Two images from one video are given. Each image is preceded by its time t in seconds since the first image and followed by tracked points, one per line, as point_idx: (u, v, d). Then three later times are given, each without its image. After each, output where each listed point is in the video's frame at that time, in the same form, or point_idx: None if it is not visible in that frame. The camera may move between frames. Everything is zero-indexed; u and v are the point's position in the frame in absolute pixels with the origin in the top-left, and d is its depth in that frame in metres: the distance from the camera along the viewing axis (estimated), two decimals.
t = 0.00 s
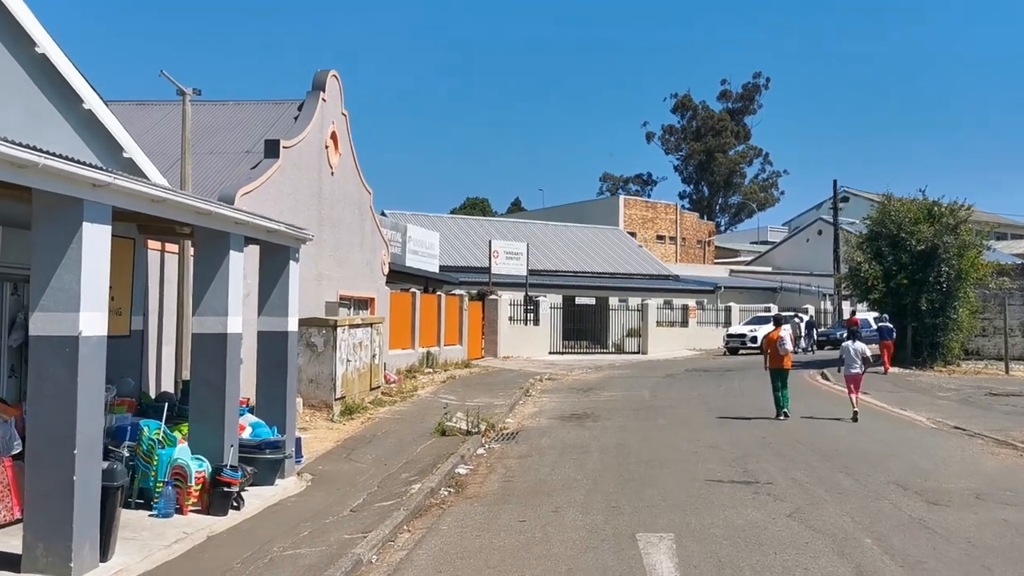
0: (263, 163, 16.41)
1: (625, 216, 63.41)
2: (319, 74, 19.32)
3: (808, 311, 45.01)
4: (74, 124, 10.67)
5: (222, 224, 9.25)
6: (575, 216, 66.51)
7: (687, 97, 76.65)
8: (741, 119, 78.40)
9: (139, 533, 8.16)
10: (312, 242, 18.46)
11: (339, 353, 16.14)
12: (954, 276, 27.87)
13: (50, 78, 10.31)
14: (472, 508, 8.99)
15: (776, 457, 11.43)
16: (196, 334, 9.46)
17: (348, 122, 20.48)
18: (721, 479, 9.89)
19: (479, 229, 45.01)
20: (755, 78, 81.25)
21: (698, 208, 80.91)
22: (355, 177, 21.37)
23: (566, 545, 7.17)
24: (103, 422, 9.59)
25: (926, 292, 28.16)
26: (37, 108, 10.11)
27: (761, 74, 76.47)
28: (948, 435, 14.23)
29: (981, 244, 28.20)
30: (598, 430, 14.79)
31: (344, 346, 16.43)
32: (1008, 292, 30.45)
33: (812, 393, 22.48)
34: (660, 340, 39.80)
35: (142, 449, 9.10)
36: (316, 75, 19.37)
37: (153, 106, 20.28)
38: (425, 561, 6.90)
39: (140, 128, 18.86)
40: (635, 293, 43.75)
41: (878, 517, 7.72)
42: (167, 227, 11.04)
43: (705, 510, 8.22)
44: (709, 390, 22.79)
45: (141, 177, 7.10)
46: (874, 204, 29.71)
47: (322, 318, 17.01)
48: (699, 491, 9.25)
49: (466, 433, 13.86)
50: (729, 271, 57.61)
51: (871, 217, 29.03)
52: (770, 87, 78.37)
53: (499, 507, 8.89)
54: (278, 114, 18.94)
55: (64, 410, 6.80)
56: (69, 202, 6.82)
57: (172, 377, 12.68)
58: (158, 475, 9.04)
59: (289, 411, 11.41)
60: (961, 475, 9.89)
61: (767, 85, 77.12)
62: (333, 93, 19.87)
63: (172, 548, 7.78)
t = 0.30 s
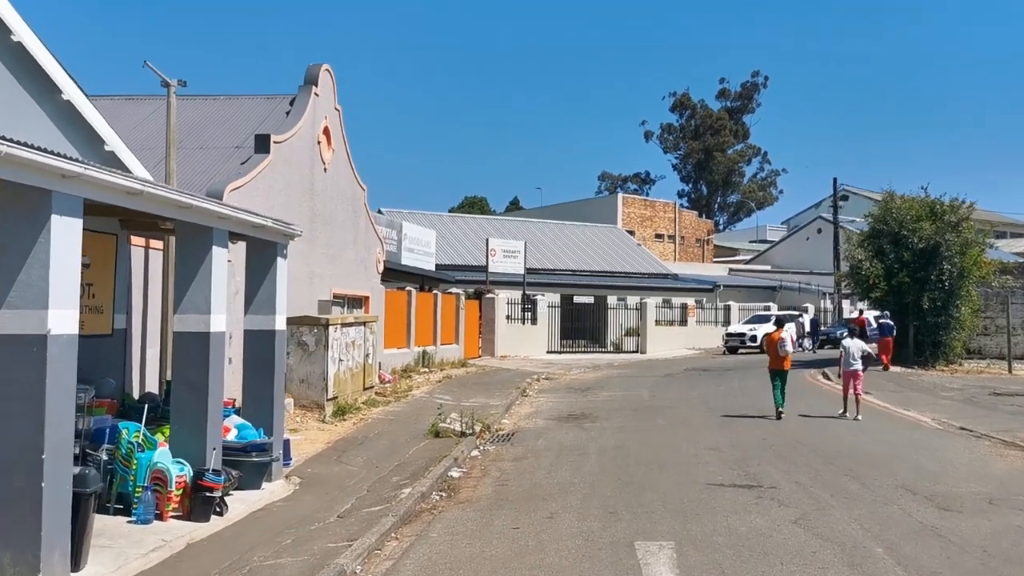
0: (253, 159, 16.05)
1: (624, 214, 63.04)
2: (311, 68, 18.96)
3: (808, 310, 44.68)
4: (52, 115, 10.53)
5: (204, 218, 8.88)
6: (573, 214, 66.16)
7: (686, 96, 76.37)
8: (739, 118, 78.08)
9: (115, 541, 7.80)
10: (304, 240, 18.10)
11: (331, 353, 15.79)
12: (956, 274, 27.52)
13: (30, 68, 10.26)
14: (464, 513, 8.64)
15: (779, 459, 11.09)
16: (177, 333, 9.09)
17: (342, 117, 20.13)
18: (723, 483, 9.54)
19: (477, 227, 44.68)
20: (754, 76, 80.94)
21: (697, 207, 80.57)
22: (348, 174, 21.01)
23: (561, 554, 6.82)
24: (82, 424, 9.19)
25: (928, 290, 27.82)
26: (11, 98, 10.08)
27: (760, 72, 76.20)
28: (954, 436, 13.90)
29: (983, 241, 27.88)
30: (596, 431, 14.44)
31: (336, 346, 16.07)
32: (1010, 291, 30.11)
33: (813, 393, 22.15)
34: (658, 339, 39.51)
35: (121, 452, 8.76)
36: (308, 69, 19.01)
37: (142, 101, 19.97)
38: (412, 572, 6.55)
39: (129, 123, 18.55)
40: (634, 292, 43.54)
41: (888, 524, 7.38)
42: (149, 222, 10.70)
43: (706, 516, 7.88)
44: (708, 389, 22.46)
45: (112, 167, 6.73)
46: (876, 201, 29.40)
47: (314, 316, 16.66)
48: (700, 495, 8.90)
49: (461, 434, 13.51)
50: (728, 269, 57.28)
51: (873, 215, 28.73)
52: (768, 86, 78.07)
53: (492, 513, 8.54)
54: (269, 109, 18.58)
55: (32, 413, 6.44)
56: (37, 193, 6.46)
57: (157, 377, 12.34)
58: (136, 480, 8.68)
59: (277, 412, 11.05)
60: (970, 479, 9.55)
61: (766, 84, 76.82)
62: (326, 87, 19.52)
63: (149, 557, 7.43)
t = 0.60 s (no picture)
0: (243, 158, 15.71)
1: (622, 215, 62.70)
2: (303, 66, 18.62)
3: (808, 312, 44.38)
4: (28, 111, 10.20)
5: (185, 217, 8.55)
6: (571, 216, 65.84)
7: (684, 97, 76.11)
8: (737, 120, 77.81)
9: (90, 556, 7.46)
10: (296, 241, 17.76)
11: (322, 356, 15.44)
12: (959, 275, 27.22)
13: (4, 60, 9.88)
14: (455, 525, 8.30)
15: (781, 466, 10.76)
16: (158, 337, 8.74)
17: (334, 116, 19.80)
18: (724, 492, 9.21)
19: (474, 228, 44.33)
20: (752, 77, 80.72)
21: (695, 208, 80.27)
22: (342, 174, 20.67)
23: (556, 570, 6.47)
24: (58, 433, 8.89)
25: (930, 291, 27.52)
26: None
27: (759, 73, 75.94)
28: (960, 441, 13.58)
29: (985, 242, 27.62)
30: (594, 436, 14.11)
31: (327, 349, 15.72)
32: (1013, 292, 29.80)
33: (814, 396, 21.82)
34: (657, 341, 39.24)
35: (99, 461, 8.40)
36: (300, 66, 18.66)
37: (131, 99, 19.61)
38: None
39: (117, 122, 18.20)
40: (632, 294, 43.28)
41: (899, 538, 7.05)
42: (132, 222, 10.37)
43: (707, 528, 7.54)
44: (708, 392, 22.11)
45: (81, 162, 6.42)
46: (877, 202, 29.11)
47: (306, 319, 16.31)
48: (701, 506, 8.57)
49: (454, 440, 13.17)
50: (727, 270, 56.94)
51: (875, 215, 28.43)
52: (766, 87, 77.87)
53: (484, 525, 8.20)
54: (260, 108, 18.24)
55: None
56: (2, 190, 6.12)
57: (140, 382, 11.99)
58: (114, 490, 8.30)
59: (263, 419, 10.68)
60: (981, 488, 9.22)
61: (763, 85, 76.59)
62: (318, 85, 19.18)
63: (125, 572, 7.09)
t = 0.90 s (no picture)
0: (234, 154, 15.34)
1: (621, 215, 62.35)
2: (297, 60, 18.25)
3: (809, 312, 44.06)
4: (7, 103, 9.85)
5: (168, 212, 8.20)
6: (570, 216, 65.48)
7: (683, 97, 75.80)
8: (737, 120, 77.49)
9: (65, 566, 7.09)
10: (289, 239, 17.41)
11: (314, 356, 15.07)
12: (963, 274, 26.90)
13: None
14: (449, 532, 7.95)
15: (788, 470, 10.40)
16: (139, 336, 8.35)
17: (328, 112, 19.42)
18: (730, 497, 8.85)
19: (472, 227, 43.96)
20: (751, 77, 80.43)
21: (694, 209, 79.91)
22: (336, 171, 20.30)
23: None
24: (35, 436, 8.50)
25: (935, 290, 27.19)
26: None
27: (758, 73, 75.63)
28: (970, 443, 13.22)
29: (990, 240, 27.32)
30: (593, 438, 13.75)
31: (320, 349, 15.34)
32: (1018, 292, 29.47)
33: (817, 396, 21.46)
34: (656, 341, 38.89)
35: (76, 466, 8.02)
36: (293, 61, 18.29)
37: (121, 95, 19.24)
38: None
39: (106, 118, 17.83)
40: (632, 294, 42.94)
41: (916, 548, 6.70)
42: (114, 218, 10.00)
43: (714, 537, 7.19)
44: (709, 393, 21.76)
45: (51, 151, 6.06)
46: (881, 200, 28.78)
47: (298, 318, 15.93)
48: (706, 512, 8.21)
49: (450, 443, 12.81)
50: (727, 270, 56.59)
51: (879, 214, 28.11)
52: (765, 87, 77.57)
53: (480, 532, 7.84)
54: (253, 103, 17.87)
55: None
56: None
57: (125, 383, 11.62)
58: (92, 496, 7.93)
59: (251, 421, 10.29)
60: (997, 494, 8.87)
61: (763, 85, 76.31)
62: (312, 80, 18.80)
63: None
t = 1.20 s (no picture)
0: (225, 151, 15.01)
1: (621, 215, 62.00)
2: (291, 55, 17.90)
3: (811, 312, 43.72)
4: None
5: (148, 207, 7.89)
6: (570, 215, 65.13)
7: (684, 97, 75.44)
8: (737, 120, 77.11)
9: None
10: (283, 237, 17.06)
11: (308, 357, 14.72)
12: (967, 274, 26.56)
13: None
14: (441, 543, 7.61)
15: (793, 476, 10.05)
16: (118, 338, 8.00)
17: (324, 109, 19.08)
18: (734, 505, 8.51)
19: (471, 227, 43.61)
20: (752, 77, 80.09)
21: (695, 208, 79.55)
22: (332, 168, 19.96)
23: None
24: (9, 441, 8.18)
25: (939, 290, 26.85)
26: None
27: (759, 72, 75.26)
28: (978, 447, 12.87)
29: (995, 240, 26.96)
30: (593, 442, 13.40)
31: (314, 350, 14.99)
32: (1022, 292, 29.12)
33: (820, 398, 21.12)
34: (657, 342, 38.53)
35: (51, 473, 7.70)
36: (287, 56, 17.94)
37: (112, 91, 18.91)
38: None
39: (96, 114, 17.50)
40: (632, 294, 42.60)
41: (931, 561, 6.36)
42: (95, 215, 9.67)
43: (718, 549, 6.84)
44: (711, 394, 21.43)
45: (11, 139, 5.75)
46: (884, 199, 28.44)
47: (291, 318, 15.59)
48: (709, 521, 7.87)
49: (445, 446, 12.46)
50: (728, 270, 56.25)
51: (882, 213, 27.78)
52: (766, 86, 77.21)
53: (472, 543, 7.50)
54: (246, 99, 17.52)
55: None
56: None
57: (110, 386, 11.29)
58: (68, 504, 7.60)
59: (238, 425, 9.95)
60: (1012, 503, 8.53)
61: (763, 85, 75.94)
62: (307, 76, 18.46)
63: None
